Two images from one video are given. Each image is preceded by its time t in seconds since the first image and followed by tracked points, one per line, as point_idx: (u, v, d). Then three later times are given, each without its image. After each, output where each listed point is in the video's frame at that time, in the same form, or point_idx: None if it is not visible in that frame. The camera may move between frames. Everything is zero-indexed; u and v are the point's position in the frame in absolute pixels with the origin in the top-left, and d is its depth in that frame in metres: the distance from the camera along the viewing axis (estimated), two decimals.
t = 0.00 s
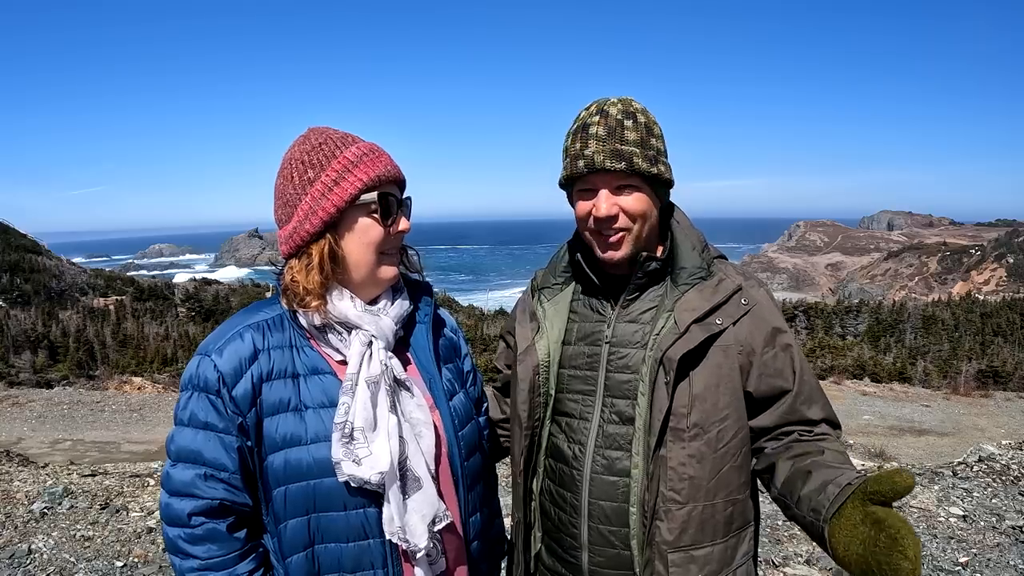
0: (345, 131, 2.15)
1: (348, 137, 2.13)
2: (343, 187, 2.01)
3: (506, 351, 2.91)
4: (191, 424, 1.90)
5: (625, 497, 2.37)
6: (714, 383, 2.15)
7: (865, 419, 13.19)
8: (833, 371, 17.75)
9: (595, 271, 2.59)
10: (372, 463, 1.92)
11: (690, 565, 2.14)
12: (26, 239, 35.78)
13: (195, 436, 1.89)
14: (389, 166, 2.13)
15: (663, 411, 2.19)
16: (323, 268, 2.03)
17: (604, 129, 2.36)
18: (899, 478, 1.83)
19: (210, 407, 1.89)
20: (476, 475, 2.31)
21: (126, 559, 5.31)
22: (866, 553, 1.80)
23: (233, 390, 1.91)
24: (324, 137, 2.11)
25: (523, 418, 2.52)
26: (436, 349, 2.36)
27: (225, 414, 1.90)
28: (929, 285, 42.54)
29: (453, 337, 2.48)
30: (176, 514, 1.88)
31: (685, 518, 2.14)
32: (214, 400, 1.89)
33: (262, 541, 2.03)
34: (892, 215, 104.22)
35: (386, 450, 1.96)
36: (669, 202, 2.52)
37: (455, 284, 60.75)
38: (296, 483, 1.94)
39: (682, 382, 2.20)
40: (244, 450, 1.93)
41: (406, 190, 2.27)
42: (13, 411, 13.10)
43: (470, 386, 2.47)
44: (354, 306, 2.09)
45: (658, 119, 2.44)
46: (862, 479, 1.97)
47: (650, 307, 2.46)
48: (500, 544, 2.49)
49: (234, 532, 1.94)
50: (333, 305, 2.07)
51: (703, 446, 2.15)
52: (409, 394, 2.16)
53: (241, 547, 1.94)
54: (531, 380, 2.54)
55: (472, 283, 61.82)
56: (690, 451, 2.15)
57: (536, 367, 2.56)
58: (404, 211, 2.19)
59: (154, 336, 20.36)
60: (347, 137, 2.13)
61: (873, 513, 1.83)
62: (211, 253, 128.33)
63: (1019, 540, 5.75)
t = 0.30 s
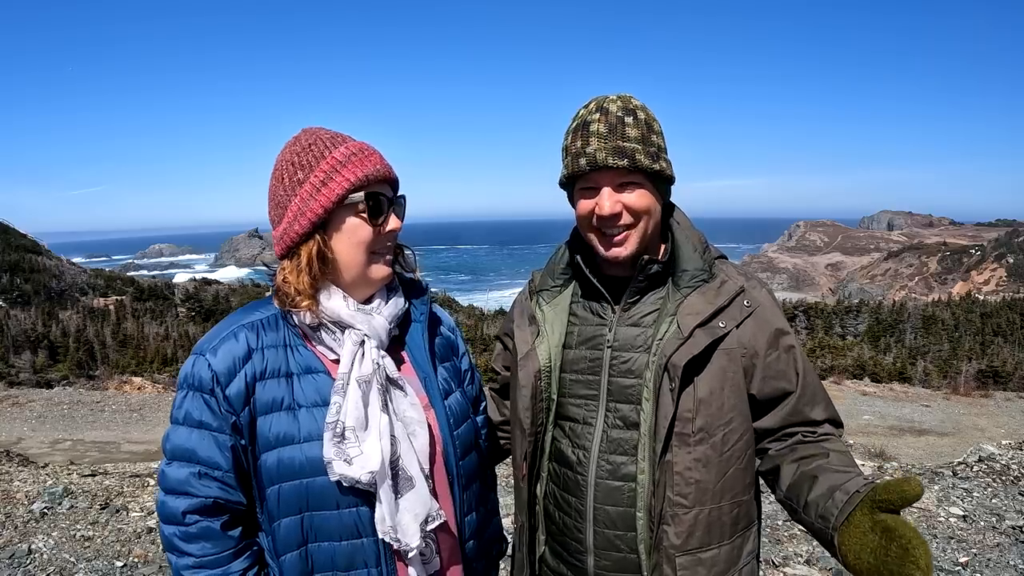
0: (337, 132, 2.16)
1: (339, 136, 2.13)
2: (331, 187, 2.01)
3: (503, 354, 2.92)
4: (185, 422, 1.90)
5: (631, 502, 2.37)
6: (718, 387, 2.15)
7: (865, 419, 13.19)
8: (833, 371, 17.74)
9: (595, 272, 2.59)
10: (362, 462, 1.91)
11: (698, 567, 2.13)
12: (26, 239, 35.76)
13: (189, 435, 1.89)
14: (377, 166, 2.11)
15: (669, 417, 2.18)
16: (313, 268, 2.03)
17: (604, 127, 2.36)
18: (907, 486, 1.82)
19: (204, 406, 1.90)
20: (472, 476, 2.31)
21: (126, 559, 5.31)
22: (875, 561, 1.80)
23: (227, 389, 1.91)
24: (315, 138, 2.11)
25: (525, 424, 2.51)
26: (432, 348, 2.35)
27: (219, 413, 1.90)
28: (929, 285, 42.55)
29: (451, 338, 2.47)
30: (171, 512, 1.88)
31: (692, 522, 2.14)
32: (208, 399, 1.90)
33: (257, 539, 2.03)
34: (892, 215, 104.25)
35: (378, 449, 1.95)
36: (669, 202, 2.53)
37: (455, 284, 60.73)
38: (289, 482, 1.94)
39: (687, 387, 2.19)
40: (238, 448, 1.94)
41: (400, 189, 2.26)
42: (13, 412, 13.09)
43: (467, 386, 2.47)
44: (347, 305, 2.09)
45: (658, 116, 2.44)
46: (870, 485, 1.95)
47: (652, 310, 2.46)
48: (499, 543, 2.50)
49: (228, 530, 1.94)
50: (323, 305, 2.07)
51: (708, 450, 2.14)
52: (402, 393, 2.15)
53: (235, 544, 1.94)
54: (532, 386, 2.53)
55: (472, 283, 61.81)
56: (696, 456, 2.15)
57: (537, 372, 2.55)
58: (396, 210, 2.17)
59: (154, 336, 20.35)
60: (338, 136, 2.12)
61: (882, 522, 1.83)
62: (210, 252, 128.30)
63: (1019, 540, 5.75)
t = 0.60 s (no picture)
0: (318, 131, 2.15)
1: (313, 134, 2.14)
2: (289, 189, 2.04)
3: (502, 356, 2.93)
4: (183, 420, 1.91)
5: (631, 502, 2.37)
6: (719, 384, 2.15)
7: (865, 419, 13.18)
8: (833, 371, 17.75)
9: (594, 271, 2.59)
10: (353, 465, 1.92)
11: (699, 568, 2.13)
12: (26, 239, 35.76)
13: (186, 433, 1.90)
14: (339, 163, 2.06)
15: (670, 416, 2.18)
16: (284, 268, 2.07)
17: (606, 123, 2.37)
18: (913, 483, 1.81)
19: (201, 404, 1.91)
20: (469, 477, 2.30)
21: (126, 559, 5.31)
22: (883, 562, 1.80)
23: (223, 388, 1.92)
24: (292, 140, 2.15)
25: (526, 424, 2.51)
26: (430, 349, 2.34)
27: (215, 412, 1.91)
28: (929, 285, 42.53)
29: (451, 338, 2.47)
30: (167, 508, 1.89)
31: (693, 521, 2.14)
32: (204, 397, 1.91)
33: (252, 536, 2.02)
34: (892, 215, 104.23)
35: (367, 452, 1.95)
36: (670, 199, 2.53)
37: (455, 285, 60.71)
38: (282, 480, 1.94)
39: (688, 384, 2.18)
40: (234, 446, 1.94)
41: (384, 185, 2.20)
42: (13, 411, 13.09)
43: (467, 387, 2.47)
44: (335, 305, 2.09)
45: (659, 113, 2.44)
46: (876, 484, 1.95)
47: (653, 308, 2.46)
48: (497, 546, 2.49)
49: (223, 527, 1.94)
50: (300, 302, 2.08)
51: (709, 448, 2.14)
52: (393, 393, 2.13)
53: (231, 542, 1.94)
54: (533, 386, 2.53)
55: (472, 284, 61.80)
56: (697, 454, 2.14)
57: (537, 371, 2.55)
58: (367, 206, 2.11)
59: (154, 336, 20.35)
60: (310, 135, 2.13)
61: (889, 521, 1.82)
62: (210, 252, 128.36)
63: (1019, 540, 5.75)
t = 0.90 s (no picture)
0: (315, 131, 2.16)
1: (309, 136, 2.14)
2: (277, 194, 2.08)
3: (503, 358, 2.93)
4: (180, 416, 1.93)
5: (634, 502, 2.38)
6: (721, 381, 2.15)
7: (865, 419, 13.18)
8: (833, 371, 17.75)
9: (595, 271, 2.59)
10: (337, 467, 1.91)
11: (702, 567, 2.13)
12: (26, 239, 35.74)
13: (183, 429, 1.93)
14: (322, 167, 2.05)
15: (671, 412, 2.18)
16: (274, 269, 2.13)
17: (602, 125, 2.37)
18: (913, 472, 1.82)
19: (197, 401, 1.93)
20: (468, 479, 2.29)
21: (126, 559, 5.31)
22: (888, 551, 1.78)
23: (218, 386, 1.94)
24: (291, 142, 2.19)
25: (527, 425, 2.51)
26: (429, 350, 2.34)
27: (210, 409, 1.92)
28: (929, 284, 42.54)
29: (452, 339, 2.46)
30: (164, 502, 1.92)
31: (696, 520, 2.14)
32: (200, 394, 1.93)
33: (247, 531, 2.04)
34: (892, 215, 104.26)
35: (352, 454, 1.94)
36: (669, 200, 2.53)
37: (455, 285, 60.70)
38: (272, 478, 1.95)
39: (689, 381, 2.18)
40: (228, 443, 1.95)
41: (375, 188, 2.17)
42: (14, 411, 13.10)
43: (469, 390, 2.47)
44: (327, 306, 2.09)
45: (654, 116, 2.44)
46: (878, 475, 1.95)
47: (654, 307, 2.45)
48: (498, 548, 2.48)
49: (217, 521, 1.95)
50: (292, 302, 2.11)
51: (712, 445, 2.14)
52: (383, 396, 2.09)
53: (223, 536, 1.95)
54: (534, 387, 2.53)
55: (472, 283, 61.79)
56: (699, 452, 2.15)
57: (538, 372, 2.55)
58: (352, 210, 2.09)
59: (154, 336, 20.35)
60: (306, 137, 2.14)
61: (893, 512, 1.81)
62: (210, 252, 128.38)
63: (1019, 540, 5.75)
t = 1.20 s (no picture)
0: (317, 132, 2.16)
1: (311, 137, 2.14)
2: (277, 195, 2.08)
3: (504, 360, 2.93)
4: (181, 412, 1.94)
5: (636, 502, 2.38)
6: (723, 380, 2.15)
7: (865, 419, 13.17)
8: (833, 371, 17.75)
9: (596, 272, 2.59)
10: (327, 467, 1.92)
11: (706, 567, 2.13)
12: (26, 239, 35.72)
13: (183, 425, 1.94)
14: (322, 170, 2.06)
15: (674, 411, 2.18)
16: (275, 270, 2.14)
17: (607, 125, 2.37)
18: (918, 471, 1.82)
19: (197, 398, 1.93)
20: (467, 481, 2.28)
21: (126, 559, 5.31)
22: (893, 550, 1.77)
23: (216, 383, 1.94)
24: (292, 143, 2.19)
25: (529, 427, 2.51)
26: (429, 350, 2.33)
27: (209, 406, 1.93)
28: (929, 285, 42.53)
29: (455, 340, 2.45)
30: (164, 496, 1.94)
31: (699, 519, 2.14)
32: (199, 392, 1.93)
33: (246, 526, 2.04)
34: (892, 215, 104.27)
35: (341, 454, 1.94)
36: (671, 200, 2.53)
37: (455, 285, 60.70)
38: (267, 476, 1.95)
39: (692, 380, 2.18)
40: (225, 440, 1.95)
41: (376, 190, 2.16)
42: (14, 412, 13.10)
43: (471, 392, 2.46)
44: (325, 307, 2.09)
45: (659, 117, 2.44)
46: (880, 474, 1.95)
47: (656, 307, 2.45)
48: (500, 549, 2.48)
49: (214, 516, 1.96)
50: (291, 302, 2.11)
51: (715, 445, 2.14)
52: (377, 398, 2.09)
53: (221, 531, 1.96)
54: (536, 388, 2.53)
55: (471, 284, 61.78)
56: (702, 451, 2.14)
57: (540, 373, 2.55)
58: (351, 212, 2.09)
59: (154, 336, 20.35)
60: (307, 138, 2.14)
61: (896, 509, 1.81)
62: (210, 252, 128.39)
63: (1019, 540, 5.75)
